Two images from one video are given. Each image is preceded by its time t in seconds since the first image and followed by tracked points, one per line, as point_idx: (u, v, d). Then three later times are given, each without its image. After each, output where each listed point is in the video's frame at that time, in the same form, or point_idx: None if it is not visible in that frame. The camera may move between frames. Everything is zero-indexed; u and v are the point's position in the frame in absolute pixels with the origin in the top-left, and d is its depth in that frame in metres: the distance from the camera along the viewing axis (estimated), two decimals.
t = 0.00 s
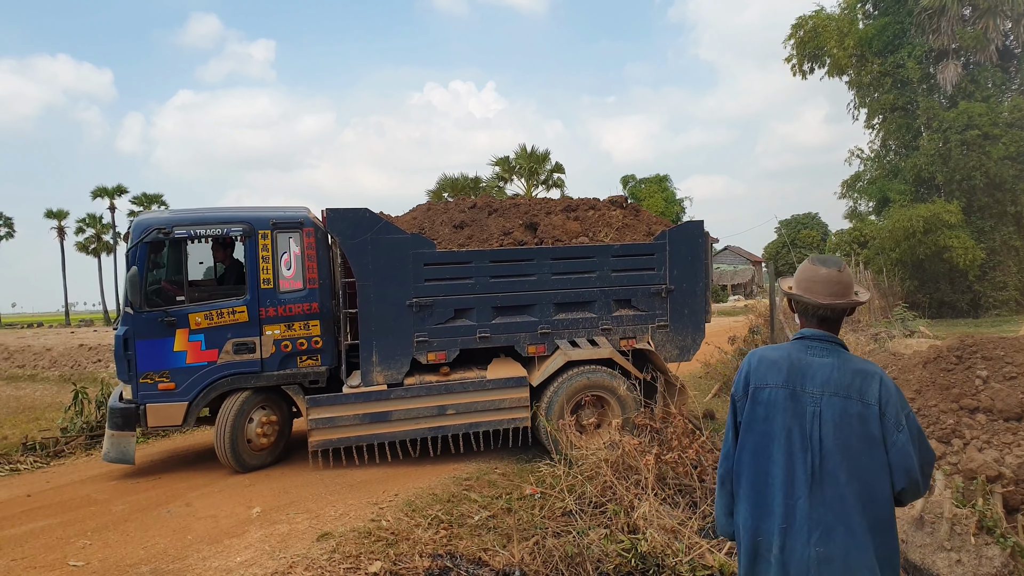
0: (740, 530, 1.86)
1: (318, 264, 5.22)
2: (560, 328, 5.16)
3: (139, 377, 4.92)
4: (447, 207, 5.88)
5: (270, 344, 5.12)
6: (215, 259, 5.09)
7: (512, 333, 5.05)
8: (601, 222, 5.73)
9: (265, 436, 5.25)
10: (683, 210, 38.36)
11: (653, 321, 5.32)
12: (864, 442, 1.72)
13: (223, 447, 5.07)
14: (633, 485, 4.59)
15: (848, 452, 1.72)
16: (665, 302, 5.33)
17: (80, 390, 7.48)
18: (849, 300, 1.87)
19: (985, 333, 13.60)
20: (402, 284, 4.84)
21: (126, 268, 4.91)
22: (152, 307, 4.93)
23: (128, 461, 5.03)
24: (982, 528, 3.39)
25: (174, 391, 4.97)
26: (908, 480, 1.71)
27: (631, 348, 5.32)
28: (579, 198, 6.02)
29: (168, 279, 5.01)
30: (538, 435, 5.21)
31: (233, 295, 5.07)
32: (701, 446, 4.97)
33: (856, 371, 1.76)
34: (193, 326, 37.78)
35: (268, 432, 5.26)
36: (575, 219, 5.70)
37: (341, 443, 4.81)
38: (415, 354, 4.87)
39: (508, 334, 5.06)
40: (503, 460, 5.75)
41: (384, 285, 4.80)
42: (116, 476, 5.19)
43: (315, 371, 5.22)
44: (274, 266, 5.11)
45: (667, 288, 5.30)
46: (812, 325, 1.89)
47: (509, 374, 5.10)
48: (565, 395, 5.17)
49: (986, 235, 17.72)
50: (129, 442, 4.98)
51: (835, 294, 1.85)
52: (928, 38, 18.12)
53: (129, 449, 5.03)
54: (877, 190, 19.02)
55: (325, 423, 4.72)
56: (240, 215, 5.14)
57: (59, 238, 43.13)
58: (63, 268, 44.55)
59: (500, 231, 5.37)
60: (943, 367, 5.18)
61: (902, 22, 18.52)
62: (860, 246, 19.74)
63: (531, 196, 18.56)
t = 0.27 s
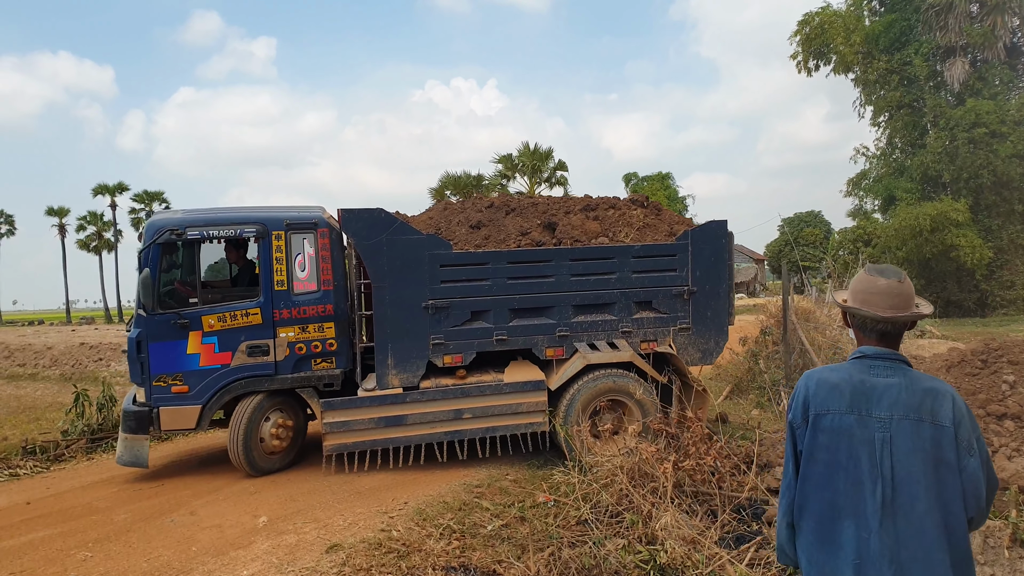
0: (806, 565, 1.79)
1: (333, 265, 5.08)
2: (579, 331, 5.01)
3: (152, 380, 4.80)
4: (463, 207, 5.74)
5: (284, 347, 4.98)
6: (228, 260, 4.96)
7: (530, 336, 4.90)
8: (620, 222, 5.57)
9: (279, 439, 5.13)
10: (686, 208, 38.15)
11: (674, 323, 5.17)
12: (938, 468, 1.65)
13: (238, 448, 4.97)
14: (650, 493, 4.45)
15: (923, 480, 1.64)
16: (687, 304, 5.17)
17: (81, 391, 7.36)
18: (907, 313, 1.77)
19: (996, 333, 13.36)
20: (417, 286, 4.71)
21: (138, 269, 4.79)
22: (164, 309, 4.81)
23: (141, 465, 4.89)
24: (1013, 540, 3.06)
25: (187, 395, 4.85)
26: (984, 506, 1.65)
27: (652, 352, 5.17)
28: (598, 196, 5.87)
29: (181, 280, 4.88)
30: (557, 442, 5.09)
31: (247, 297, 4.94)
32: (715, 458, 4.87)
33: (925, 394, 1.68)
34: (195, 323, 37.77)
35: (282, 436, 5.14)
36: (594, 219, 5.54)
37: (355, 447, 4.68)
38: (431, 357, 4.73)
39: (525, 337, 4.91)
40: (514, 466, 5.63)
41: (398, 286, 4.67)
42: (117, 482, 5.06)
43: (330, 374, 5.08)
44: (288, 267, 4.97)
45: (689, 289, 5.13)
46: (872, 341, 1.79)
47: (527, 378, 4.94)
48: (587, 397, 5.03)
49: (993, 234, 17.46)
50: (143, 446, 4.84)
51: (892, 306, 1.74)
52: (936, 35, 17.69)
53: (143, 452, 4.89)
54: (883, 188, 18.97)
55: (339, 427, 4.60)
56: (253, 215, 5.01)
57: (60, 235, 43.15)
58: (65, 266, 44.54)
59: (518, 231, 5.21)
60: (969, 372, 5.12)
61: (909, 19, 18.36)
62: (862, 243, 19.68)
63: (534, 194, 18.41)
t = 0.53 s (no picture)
0: None
1: (352, 267, 4.96)
2: (601, 335, 4.89)
3: (173, 382, 4.76)
4: (485, 208, 5.64)
5: (304, 350, 4.88)
6: (250, 262, 4.88)
7: (549, 340, 4.80)
8: (644, 224, 5.44)
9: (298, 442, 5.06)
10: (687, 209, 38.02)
11: (699, 327, 5.05)
12: (1006, 487, 1.56)
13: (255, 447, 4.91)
14: (668, 501, 4.33)
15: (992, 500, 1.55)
16: (712, 308, 5.05)
17: (82, 395, 7.24)
18: (976, 324, 1.68)
19: (1001, 336, 13.23)
20: (438, 289, 4.62)
21: (159, 272, 4.74)
22: (185, 312, 4.75)
23: (162, 467, 4.90)
24: None
25: (207, 397, 4.78)
26: None
27: (676, 356, 5.06)
28: (621, 197, 5.74)
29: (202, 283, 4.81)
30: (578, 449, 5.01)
31: (266, 300, 4.84)
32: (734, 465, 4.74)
33: (996, 408, 1.59)
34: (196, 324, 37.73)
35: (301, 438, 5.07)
36: (618, 220, 5.41)
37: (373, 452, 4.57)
38: (451, 360, 4.66)
39: (545, 341, 4.81)
40: (525, 473, 5.54)
41: (418, 290, 4.59)
42: (122, 489, 4.96)
43: (349, 377, 4.97)
44: (307, 270, 4.86)
45: (715, 292, 5.01)
46: (934, 353, 1.72)
47: (548, 382, 4.81)
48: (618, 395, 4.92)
49: (996, 236, 17.17)
50: (164, 448, 4.84)
51: (960, 317, 1.66)
52: (938, 37, 17.75)
53: (164, 455, 4.89)
54: (887, 189, 18.97)
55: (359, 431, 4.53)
56: (273, 218, 4.91)
57: (59, 236, 43.11)
58: (64, 267, 44.46)
59: (539, 233, 5.07)
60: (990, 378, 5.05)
61: (911, 21, 18.12)
62: (864, 244, 20.17)
63: (536, 195, 18.30)
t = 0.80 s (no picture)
0: None
1: (375, 265, 4.88)
2: (623, 336, 4.85)
3: (195, 376, 4.72)
4: (509, 207, 5.57)
5: (325, 346, 4.80)
6: (274, 258, 4.83)
7: (570, 341, 4.78)
8: (671, 226, 5.35)
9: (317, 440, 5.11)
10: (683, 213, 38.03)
11: (723, 332, 4.98)
12: None
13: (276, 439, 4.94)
14: (686, 504, 4.24)
15: None
16: (736, 312, 4.97)
17: (82, 396, 7.11)
18: None
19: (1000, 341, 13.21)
20: (458, 289, 4.63)
21: (183, 267, 4.71)
22: (208, 307, 4.71)
23: (184, 460, 4.85)
24: None
25: (229, 391, 4.74)
26: None
27: (698, 360, 4.99)
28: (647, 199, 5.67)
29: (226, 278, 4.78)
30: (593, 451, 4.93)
31: (288, 296, 4.78)
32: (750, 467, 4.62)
33: None
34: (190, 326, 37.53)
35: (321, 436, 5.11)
36: (643, 222, 5.34)
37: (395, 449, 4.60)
38: (471, 358, 4.66)
39: (566, 342, 4.79)
40: (537, 475, 5.48)
41: (440, 289, 4.61)
42: (128, 491, 4.86)
43: (370, 374, 4.89)
44: (330, 267, 4.79)
45: (740, 297, 4.94)
46: (1008, 349, 1.71)
47: (570, 383, 4.77)
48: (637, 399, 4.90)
49: (992, 240, 16.87)
50: (186, 441, 4.80)
51: None
52: (936, 43, 17.58)
53: (185, 448, 4.84)
54: (884, 194, 19.06)
55: (378, 429, 4.55)
56: (297, 215, 4.85)
57: (51, 237, 42.88)
58: (56, 268, 44.16)
59: (562, 234, 5.07)
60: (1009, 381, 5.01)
61: (909, 27, 18.14)
62: (858, 249, 20.21)
63: (533, 198, 18.25)
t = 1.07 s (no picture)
0: None
1: (391, 268, 4.99)
2: (640, 339, 5.03)
3: (213, 379, 4.83)
4: (526, 208, 5.74)
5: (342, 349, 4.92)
6: (291, 261, 4.94)
7: (588, 343, 5.02)
8: (688, 227, 5.45)
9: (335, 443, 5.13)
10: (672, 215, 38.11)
11: (742, 333, 5.07)
12: None
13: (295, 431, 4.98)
14: (700, 505, 4.20)
15: None
16: (755, 314, 5.08)
17: (77, 399, 6.92)
18: None
19: (990, 343, 13.35)
20: (476, 290, 4.89)
21: (201, 269, 4.82)
22: (226, 309, 4.82)
23: (201, 461, 4.94)
24: None
25: (247, 394, 4.85)
26: None
27: (717, 362, 5.09)
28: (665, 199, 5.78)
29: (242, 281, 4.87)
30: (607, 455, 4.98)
31: (306, 299, 4.89)
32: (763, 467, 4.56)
33: None
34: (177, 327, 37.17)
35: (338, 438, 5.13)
36: (659, 224, 5.42)
37: (414, 451, 4.87)
38: (488, 360, 4.91)
39: (584, 344, 5.02)
40: (546, 477, 5.42)
41: (458, 290, 4.87)
42: (130, 495, 4.75)
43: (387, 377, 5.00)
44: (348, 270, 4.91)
45: (758, 298, 5.05)
46: None
47: (586, 386, 4.99)
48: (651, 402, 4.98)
49: (980, 243, 17.53)
50: (202, 444, 4.88)
51: None
52: (925, 48, 17.69)
53: (202, 450, 4.94)
54: (874, 198, 19.07)
55: (397, 430, 4.82)
56: (314, 218, 4.96)
57: (34, 237, 42.24)
58: (38, 269, 43.44)
59: (579, 235, 5.23)
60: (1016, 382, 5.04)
61: (899, 31, 18.35)
62: (846, 252, 20.46)
63: (524, 199, 18.20)
